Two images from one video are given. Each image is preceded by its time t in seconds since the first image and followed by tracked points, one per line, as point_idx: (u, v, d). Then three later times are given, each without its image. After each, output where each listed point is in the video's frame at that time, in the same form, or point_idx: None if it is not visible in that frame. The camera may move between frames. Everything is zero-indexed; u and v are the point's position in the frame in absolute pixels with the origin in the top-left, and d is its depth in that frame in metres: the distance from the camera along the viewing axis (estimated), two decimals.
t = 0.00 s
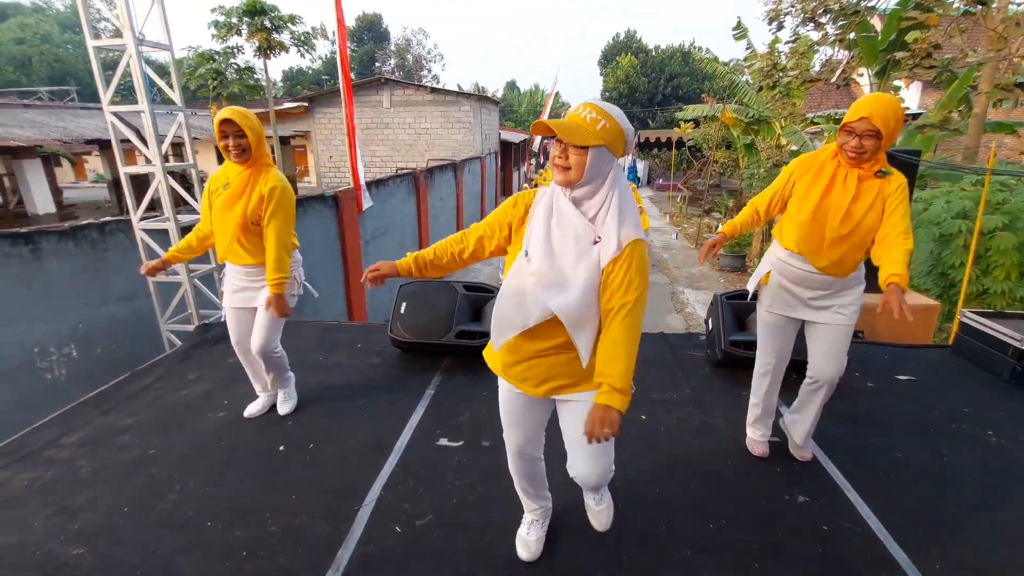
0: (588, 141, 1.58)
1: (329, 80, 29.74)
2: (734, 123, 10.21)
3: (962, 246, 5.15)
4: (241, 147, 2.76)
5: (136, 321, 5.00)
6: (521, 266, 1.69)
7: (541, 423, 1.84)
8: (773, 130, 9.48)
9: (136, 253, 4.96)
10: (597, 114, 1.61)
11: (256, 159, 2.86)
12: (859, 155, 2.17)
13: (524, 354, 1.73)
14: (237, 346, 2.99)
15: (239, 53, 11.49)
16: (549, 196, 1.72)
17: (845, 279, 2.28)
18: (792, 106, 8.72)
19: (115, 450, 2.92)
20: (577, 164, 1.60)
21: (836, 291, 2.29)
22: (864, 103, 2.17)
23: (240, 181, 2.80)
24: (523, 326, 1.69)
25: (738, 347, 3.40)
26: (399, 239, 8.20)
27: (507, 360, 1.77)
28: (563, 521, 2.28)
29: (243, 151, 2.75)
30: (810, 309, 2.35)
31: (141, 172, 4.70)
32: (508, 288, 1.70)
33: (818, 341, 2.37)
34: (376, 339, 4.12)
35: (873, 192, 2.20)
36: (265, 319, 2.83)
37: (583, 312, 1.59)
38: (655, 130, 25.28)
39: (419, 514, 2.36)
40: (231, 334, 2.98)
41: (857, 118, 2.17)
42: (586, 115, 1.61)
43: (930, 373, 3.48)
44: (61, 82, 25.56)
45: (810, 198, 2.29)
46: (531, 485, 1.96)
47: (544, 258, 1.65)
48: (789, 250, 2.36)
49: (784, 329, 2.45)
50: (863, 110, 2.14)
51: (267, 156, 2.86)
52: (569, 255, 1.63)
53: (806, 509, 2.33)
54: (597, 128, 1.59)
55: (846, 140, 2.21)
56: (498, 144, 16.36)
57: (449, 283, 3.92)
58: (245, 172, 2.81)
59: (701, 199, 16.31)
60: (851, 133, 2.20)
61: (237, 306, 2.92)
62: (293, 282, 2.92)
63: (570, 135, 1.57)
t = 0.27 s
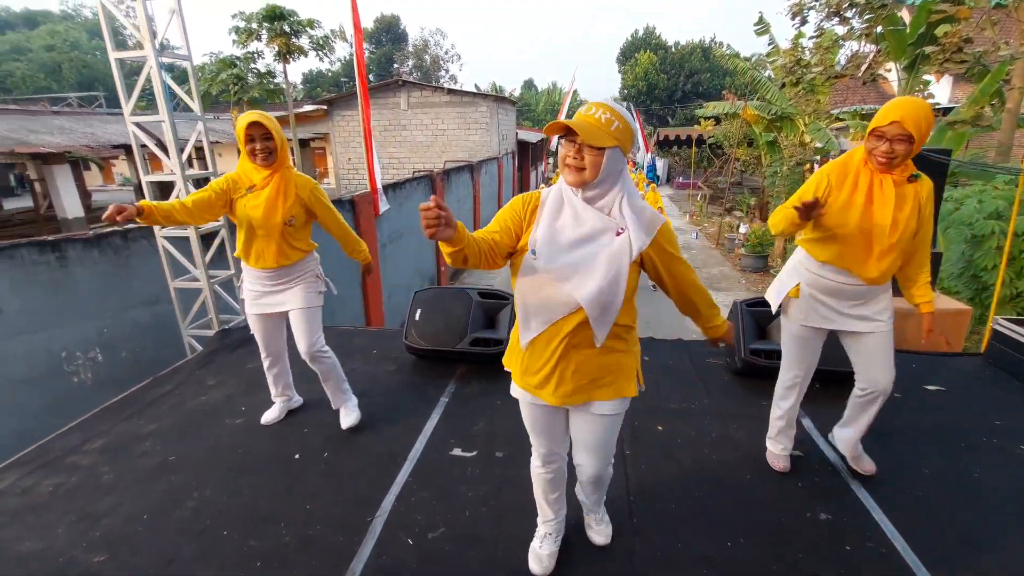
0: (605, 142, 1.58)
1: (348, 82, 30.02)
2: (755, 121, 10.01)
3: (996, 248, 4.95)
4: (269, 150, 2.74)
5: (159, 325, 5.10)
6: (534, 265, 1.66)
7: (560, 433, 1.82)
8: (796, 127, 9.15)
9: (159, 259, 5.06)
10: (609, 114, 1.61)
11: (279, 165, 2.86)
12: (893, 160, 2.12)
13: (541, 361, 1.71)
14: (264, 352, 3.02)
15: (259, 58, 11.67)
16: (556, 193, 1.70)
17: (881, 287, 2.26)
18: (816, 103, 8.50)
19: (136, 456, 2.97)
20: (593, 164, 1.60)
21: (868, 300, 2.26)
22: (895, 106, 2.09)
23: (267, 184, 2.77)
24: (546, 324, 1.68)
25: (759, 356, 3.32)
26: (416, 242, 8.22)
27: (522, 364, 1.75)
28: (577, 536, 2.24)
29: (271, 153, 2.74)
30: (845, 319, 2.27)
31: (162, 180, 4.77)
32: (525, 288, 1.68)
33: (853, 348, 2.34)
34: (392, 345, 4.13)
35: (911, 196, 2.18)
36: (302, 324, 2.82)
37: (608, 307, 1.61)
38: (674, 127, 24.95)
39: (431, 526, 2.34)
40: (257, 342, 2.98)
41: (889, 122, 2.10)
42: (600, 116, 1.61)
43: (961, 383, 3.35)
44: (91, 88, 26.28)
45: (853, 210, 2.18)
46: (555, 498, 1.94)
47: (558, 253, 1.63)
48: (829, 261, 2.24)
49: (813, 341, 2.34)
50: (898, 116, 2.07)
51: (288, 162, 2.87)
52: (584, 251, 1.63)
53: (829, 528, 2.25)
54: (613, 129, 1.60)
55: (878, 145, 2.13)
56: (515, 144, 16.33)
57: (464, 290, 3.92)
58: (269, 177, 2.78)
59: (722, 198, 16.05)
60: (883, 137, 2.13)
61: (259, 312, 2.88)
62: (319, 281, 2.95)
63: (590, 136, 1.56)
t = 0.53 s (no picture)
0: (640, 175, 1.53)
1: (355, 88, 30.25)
2: (763, 125, 9.94)
3: (1009, 255, 4.85)
4: (293, 162, 2.69)
5: (165, 333, 5.13)
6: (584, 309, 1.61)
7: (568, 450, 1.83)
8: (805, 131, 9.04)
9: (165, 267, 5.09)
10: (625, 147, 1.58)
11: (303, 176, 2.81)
12: (922, 166, 2.09)
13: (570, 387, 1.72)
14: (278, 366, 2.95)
15: (267, 65, 11.77)
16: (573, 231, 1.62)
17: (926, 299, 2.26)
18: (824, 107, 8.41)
19: (138, 467, 2.98)
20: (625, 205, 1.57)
21: (913, 314, 2.19)
22: (912, 113, 2.06)
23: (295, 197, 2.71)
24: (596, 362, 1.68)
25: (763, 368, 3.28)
26: (422, 248, 8.23)
27: (558, 398, 1.70)
28: (576, 553, 2.20)
29: (296, 165, 2.70)
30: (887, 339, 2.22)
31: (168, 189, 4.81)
32: (575, 330, 1.62)
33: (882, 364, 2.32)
34: (394, 354, 4.12)
35: (945, 199, 2.19)
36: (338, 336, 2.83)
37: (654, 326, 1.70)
38: (682, 131, 24.85)
39: (430, 541, 2.32)
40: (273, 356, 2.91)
41: (911, 129, 2.05)
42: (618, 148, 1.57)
43: (973, 396, 3.28)
44: (103, 95, 26.66)
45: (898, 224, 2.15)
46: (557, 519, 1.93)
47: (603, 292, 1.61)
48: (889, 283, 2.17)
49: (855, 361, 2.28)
50: (920, 120, 2.02)
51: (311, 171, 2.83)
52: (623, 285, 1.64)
53: (835, 547, 2.19)
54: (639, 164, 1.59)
55: (903, 153, 2.11)
56: (522, 149, 16.33)
57: (466, 300, 3.92)
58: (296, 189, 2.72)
59: (729, 203, 15.94)
60: (907, 144, 2.10)
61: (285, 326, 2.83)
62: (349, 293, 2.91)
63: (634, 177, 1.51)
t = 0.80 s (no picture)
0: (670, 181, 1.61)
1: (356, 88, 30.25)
2: (762, 127, 9.90)
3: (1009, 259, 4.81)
4: (302, 172, 2.65)
5: (159, 335, 5.10)
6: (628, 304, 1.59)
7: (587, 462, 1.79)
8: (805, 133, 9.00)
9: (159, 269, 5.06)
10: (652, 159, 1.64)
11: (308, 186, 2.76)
12: (944, 172, 2.06)
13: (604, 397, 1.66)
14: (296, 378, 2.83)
15: (267, 66, 11.76)
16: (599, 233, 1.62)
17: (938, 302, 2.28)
18: (824, 109, 8.35)
19: (126, 473, 2.95)
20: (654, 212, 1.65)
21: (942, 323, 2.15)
22: (931, 121, 2.04)
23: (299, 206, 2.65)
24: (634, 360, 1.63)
25: (758, 374, 3.24)
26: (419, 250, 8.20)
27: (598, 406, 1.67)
28: (565, 565, 2.17)
29: (304, 175, 2.65)
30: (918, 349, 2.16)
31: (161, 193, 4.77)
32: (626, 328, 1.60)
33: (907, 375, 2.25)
34: (388, 359, 4.09)
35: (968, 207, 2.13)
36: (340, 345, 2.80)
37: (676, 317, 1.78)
38: (682, 132, 24.80)
39: (417, 552, 2.29)
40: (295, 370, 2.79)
41: (931, 133, 2.03)
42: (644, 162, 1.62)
43: (972, 404, 3.24)
44: (104, 94, 26.67)
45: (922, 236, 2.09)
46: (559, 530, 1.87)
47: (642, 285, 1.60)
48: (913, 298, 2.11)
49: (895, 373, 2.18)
50: (941, 125, 2.01)
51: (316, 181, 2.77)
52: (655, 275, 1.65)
53: (827, 560, 2.16)
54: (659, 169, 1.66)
55: (924, 159, 2.08)
56: (521, 149, 16.30)
57: (459, 304, 3.90)
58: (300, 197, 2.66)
59: (729, 204, 15.89)
60: (927, 150, 2.07)
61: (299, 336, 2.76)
62: (359, 302, 2.88)
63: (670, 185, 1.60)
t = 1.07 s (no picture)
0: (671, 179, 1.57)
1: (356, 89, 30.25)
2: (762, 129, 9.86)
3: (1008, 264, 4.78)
4: (300, 174, 2.53)
5: (153, 339, 5.08)
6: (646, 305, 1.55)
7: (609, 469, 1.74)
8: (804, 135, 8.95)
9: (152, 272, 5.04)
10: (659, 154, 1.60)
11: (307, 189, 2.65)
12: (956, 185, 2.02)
13: (613, 398, 1.68)
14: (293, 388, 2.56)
15: (265, 67, 11.74)
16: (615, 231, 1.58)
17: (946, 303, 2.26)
18: (823, 111, 8.31)
19: (114, 481, 2.93)
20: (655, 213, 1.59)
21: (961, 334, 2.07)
22: (942, 133, 2.00)
23: (304, 205, 2.57)
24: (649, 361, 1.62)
25: (753, 382, 3.21)
26: (417, 252, 8.18)
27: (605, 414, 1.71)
28: None
29: (302, 176, 2.54)
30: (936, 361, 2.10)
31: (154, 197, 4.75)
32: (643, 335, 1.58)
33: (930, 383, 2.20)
34: (381, 364, 4.06)
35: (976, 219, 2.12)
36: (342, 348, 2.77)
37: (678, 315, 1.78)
38: (682, 133, 24.76)
39: (403, 564, 2.26)
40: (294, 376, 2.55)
41: (945, 146, 2.00)
42: (647, 159, 1.59)
43: (968, 413, 3.21)
44: (105, 94, 26.68)
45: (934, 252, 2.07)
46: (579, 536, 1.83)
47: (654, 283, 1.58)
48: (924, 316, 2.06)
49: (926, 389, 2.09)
50: (953, 138, 1.98)
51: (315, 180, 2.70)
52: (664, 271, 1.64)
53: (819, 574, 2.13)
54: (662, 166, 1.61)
55: (935, 171, 2.04)
56: (520, 150, 16.27)
57: (453, 309, 3.87)
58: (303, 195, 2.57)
59: (728, 205, 15.86)
60: (939, 162, 2.03)
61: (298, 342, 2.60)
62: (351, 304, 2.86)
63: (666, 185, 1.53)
